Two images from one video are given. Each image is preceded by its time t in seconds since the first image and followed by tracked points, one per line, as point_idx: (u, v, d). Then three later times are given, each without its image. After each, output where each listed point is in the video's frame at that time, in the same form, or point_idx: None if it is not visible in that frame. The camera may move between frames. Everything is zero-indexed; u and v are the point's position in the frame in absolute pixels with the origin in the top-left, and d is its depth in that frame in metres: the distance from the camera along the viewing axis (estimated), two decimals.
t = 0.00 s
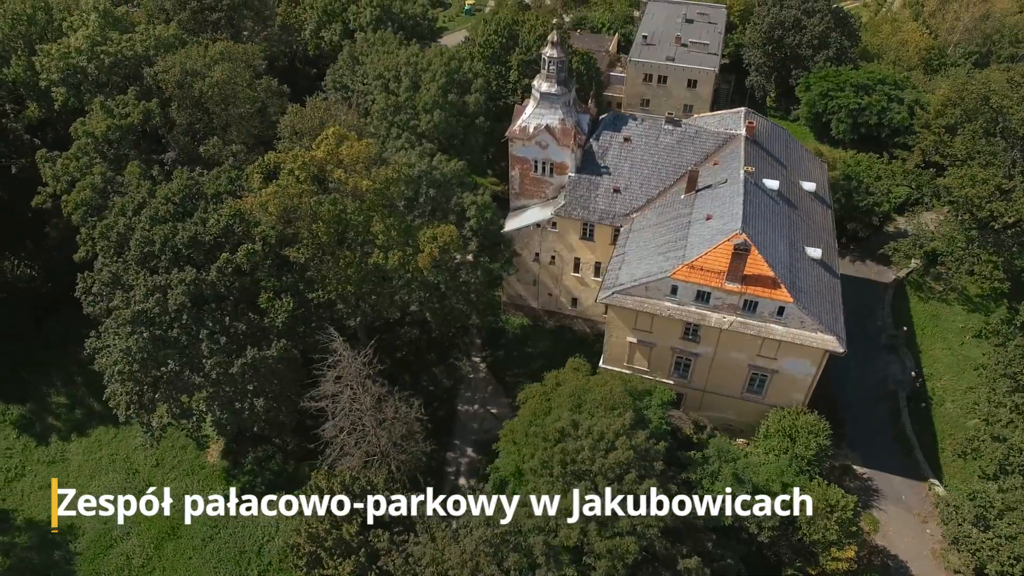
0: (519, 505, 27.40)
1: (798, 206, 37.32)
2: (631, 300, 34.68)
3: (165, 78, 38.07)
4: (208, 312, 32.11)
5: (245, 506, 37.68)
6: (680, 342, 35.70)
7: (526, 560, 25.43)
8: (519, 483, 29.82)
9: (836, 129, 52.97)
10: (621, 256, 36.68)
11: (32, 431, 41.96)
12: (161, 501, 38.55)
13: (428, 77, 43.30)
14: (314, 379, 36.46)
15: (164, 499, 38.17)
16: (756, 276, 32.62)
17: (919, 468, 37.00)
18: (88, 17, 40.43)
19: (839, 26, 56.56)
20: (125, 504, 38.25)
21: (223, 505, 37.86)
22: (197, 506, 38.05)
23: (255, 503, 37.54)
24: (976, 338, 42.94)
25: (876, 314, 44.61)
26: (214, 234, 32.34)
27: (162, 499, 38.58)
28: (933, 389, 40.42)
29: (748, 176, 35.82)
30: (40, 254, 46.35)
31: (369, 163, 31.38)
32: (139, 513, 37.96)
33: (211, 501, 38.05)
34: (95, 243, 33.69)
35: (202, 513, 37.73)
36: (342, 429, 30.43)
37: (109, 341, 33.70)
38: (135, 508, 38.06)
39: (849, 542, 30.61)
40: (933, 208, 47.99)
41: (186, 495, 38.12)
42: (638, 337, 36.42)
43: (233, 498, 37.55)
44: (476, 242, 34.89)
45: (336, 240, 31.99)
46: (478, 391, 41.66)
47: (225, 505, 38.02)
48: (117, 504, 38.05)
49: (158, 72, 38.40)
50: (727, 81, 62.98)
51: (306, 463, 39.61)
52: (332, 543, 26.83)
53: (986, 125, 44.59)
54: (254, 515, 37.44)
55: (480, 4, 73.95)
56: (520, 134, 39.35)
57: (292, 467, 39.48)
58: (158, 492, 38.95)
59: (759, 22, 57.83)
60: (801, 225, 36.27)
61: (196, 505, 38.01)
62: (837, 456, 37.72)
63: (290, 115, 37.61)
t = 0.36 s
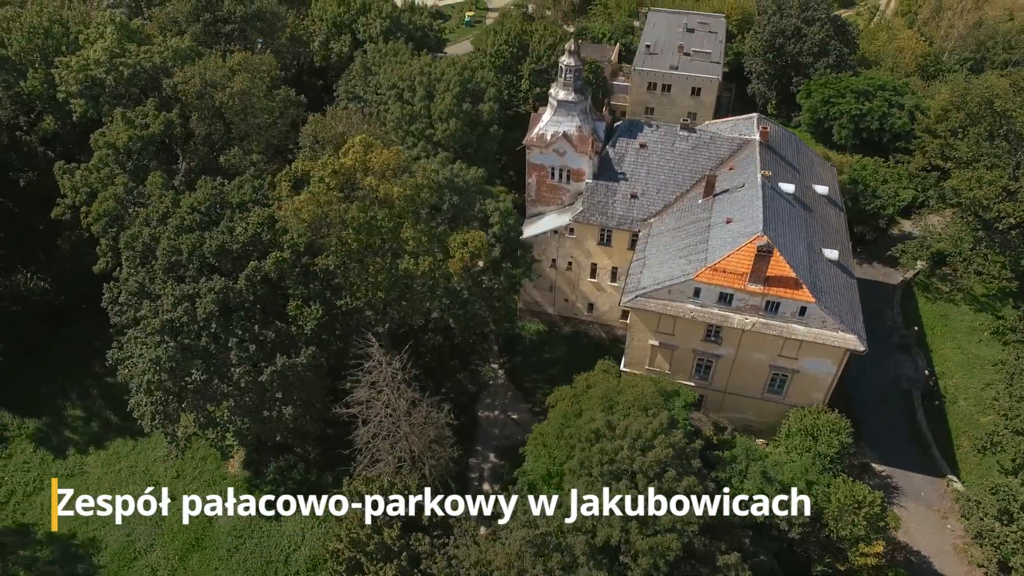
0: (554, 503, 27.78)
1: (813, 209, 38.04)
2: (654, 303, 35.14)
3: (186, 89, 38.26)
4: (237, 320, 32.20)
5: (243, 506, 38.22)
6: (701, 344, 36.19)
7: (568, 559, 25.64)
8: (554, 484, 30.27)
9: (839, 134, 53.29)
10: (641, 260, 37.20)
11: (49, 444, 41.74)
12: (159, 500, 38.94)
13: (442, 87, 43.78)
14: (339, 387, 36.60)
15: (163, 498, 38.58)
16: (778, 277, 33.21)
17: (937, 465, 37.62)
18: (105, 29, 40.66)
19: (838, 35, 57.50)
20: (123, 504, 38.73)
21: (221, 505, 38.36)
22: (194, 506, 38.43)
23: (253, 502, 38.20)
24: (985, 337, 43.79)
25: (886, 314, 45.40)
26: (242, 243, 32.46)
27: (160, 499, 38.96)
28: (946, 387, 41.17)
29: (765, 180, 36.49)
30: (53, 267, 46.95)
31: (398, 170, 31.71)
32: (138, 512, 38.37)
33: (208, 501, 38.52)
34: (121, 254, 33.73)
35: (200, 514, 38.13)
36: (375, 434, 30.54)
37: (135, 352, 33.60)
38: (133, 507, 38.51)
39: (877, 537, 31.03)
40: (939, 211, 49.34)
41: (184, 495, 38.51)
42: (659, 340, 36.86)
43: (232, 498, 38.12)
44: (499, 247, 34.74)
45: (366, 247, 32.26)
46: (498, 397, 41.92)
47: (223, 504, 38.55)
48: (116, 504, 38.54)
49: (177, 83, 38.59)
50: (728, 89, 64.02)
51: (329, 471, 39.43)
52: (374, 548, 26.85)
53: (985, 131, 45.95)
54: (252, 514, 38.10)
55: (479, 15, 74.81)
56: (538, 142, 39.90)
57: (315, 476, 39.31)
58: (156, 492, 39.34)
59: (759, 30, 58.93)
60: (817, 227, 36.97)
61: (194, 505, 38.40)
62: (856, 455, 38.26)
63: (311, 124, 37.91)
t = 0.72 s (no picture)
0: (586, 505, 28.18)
1: (827, 212, 38.80)
2: (677, 307, 35.65)
3: (205, 100, 38.47)
4: (266, 328, 32.29)
5: (254, 506, 38.33)
6: (722, 346, 36.71)
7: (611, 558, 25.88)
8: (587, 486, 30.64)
9: (840, 140, 53.88)
10: (661, 265, 37.74)
11: (66, 458, 41.47)
12: (171, 501, 39.20)
13: (456, 97, 44.27)
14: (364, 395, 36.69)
15: (174, 499, 38.81)
16: (799, 278, 33.81)
17: (953, 462, 38.29)
18: (121, 42, 40.81)
19: (837, 42, 58.70)
20: (135, 504, 39.13)
21: (233, 505, 38.58)
22: (206, 506, 38.67)
23: (265, 502, 38.24)
24: (992, 335, 44.69)
25: (895, 315, 46.24)
26: (270, 251, 32.60)
27: (172, 499, 39.23)
28: (957, 386, 41.98)
29: (781, 184, 37.19)
30: (65, 280, 46.69)
31: (426, 177, 32.07)
32: (149, 512, 38.69)
33: (221, 501, 38.75)
34: (147, 264, 33.74)
35: (212, 513, 38.38)
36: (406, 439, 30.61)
37: (162, 362, 33.59)
38: (145, 507, 38.84)
39: (903, 532, 31.63)
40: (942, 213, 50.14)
41: (196, 496, 38.78)
42: (680, 343, 37.35)
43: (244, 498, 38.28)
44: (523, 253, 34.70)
45: (394, 254, 32.53)
46: (517, 403, 42.16)
47: (235, 504, 38.79)
48: (128, 504, 38.95)
49: (197, 95, 38.81)
50: (729, 97, 65.02)
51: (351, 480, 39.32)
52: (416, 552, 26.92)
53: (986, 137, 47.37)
54: (264, 514, 38.17)
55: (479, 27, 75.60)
56: (555, 149, 40.46)
57: (337, 484, 39.09)
58: (168, 492, 39.63)
59: (760, 39, 60.02)
60: (832, 229, 37.71)
61: (206, 505, 38.63)
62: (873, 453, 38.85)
63: (332, 133, 38.20)
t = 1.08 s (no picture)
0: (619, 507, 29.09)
1: (835, 214, 39.65)
2: (693, 310, 36.21)
3: (220, 113, 38.62)
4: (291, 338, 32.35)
5: (253, 506, 38.81)
6: (737, 347, 37.29)
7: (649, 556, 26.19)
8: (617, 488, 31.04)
9: (835, 145, 55.32)
10: (675, 269, 38.34)
11: (78, 476, 41.04)
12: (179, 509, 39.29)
13: (465, 108, 44.83)
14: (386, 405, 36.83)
15: (173, 499, 39.30)
16: (814, 279, 34.51)
17: (963, 456, 39.06)
18: (132, 56, 40.92)
19: (829, 50, 60.09)
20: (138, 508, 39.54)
21: (231, 505, 39.06)
22: (204, 506, 39.12)
23: (263, 502, 38.72)
24: (993, 333, 45.73)
25: (898, 315, 47.21)
26: (293, 261, 32.68)
27: (183, 510, 39.21)
28: (962, 382, 42.93)
29: (791, 188, 37.98)
30: (73, 297, 46.77)
31: (450, 185, 32.45)
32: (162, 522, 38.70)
33: (219, 501, 39.21)
34: (167, 277, 33.69)
35: (211, 513, 38.85)
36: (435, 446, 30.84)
37: (184, 375, 33.47)
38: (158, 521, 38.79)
39: (924, 525, 32.34)
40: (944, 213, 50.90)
41: (195, 496, 39.21)
42: (696, 345, 37.91)
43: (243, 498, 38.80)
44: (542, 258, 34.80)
45: (418, 263, 32.80)
46: (532, 410, 42.41)
47: (233, 504, 39.23)
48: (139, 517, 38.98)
49: (210, 108, 39.00)
50: (724, 105, 66.19)
51: (371, 490, 39.25)
52: (455, 558, 26.82)
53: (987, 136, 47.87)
54: (263, 514, 38.69)
55: (473, 39, 76.47)
56: (566, 157, 41.11)
57: (357, 494, 39.05)
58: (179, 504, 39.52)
59: (754, 48, 61.26)
60: (841, 231, 38.53)
61: (205, 505, 39.09)
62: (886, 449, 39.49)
63: (348, 145, 38.50)
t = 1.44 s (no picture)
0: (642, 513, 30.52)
1: (835, 216, 40.68)
2: (704, 312, 36.87)
3: (228, 128, 38.67)
4: (313, 350, 32.33)
5: (246, 506, 39.22)
6: (747, 349, 38.00)
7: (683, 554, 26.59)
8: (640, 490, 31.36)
9: (823, 150, 56.74)
10: (683, 274, 39.03)
11: (86, 499, 40.40)
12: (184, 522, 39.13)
13: (467, 120, 45.34)
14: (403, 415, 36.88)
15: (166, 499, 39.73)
16: (822, 279, 35.38)
17: (965, 449, 40.07)
18: (134, 73, 40.84)
19: (814, 58, 61.69)
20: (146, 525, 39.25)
21: (224, 505, 39.36)
22: (198, 506, 39.63)
23: (257, 503, 39.22)
24: (985, 329, 47.06)
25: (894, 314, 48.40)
26: (311, 274, 32.72)
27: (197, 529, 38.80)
28: (959, 377, 44.09)
29: (793, 191, 38.92)
30: (73, 317, 46.09)
31: (466, 195, 32.79)
32: (175, 541, 38.33)
33: (212, 502, 39.65)
34: (183, 292, 33.51)
35: (226, 531, 38.57)
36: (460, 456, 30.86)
37: (201, 391, 33.25)
38: (173, 540, 38.38)
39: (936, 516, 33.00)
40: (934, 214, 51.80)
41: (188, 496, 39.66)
42: (706, 347, 38.54)
43: (236, 498, 39.14)
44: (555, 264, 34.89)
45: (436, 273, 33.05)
46: (543, 417, 42.69)
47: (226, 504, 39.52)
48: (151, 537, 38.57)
49: (218, 123, 39.05)
50: (711, 113, 67.48)
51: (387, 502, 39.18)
52: (491, 563, 26.89)
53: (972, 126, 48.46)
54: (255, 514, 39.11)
55: (461, 53, 77.24)
56: (572, 166, 41.88)
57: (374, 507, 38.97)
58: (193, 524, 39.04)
59: (741, 57, 62.67)
60: (842, 233, 39.53)
61: (198, 505, 39.52)
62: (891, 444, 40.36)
63: (356, 158, 38.73)
